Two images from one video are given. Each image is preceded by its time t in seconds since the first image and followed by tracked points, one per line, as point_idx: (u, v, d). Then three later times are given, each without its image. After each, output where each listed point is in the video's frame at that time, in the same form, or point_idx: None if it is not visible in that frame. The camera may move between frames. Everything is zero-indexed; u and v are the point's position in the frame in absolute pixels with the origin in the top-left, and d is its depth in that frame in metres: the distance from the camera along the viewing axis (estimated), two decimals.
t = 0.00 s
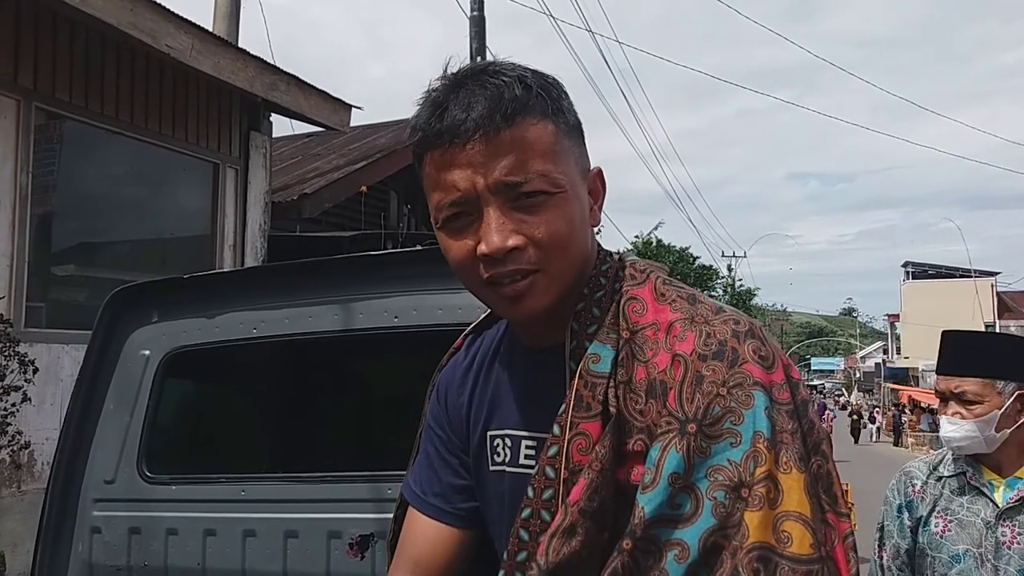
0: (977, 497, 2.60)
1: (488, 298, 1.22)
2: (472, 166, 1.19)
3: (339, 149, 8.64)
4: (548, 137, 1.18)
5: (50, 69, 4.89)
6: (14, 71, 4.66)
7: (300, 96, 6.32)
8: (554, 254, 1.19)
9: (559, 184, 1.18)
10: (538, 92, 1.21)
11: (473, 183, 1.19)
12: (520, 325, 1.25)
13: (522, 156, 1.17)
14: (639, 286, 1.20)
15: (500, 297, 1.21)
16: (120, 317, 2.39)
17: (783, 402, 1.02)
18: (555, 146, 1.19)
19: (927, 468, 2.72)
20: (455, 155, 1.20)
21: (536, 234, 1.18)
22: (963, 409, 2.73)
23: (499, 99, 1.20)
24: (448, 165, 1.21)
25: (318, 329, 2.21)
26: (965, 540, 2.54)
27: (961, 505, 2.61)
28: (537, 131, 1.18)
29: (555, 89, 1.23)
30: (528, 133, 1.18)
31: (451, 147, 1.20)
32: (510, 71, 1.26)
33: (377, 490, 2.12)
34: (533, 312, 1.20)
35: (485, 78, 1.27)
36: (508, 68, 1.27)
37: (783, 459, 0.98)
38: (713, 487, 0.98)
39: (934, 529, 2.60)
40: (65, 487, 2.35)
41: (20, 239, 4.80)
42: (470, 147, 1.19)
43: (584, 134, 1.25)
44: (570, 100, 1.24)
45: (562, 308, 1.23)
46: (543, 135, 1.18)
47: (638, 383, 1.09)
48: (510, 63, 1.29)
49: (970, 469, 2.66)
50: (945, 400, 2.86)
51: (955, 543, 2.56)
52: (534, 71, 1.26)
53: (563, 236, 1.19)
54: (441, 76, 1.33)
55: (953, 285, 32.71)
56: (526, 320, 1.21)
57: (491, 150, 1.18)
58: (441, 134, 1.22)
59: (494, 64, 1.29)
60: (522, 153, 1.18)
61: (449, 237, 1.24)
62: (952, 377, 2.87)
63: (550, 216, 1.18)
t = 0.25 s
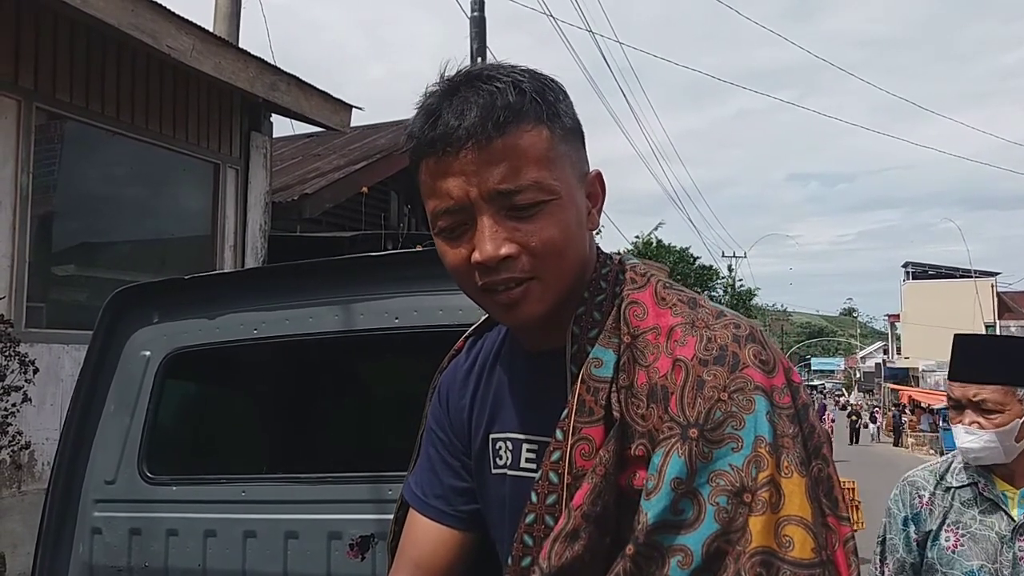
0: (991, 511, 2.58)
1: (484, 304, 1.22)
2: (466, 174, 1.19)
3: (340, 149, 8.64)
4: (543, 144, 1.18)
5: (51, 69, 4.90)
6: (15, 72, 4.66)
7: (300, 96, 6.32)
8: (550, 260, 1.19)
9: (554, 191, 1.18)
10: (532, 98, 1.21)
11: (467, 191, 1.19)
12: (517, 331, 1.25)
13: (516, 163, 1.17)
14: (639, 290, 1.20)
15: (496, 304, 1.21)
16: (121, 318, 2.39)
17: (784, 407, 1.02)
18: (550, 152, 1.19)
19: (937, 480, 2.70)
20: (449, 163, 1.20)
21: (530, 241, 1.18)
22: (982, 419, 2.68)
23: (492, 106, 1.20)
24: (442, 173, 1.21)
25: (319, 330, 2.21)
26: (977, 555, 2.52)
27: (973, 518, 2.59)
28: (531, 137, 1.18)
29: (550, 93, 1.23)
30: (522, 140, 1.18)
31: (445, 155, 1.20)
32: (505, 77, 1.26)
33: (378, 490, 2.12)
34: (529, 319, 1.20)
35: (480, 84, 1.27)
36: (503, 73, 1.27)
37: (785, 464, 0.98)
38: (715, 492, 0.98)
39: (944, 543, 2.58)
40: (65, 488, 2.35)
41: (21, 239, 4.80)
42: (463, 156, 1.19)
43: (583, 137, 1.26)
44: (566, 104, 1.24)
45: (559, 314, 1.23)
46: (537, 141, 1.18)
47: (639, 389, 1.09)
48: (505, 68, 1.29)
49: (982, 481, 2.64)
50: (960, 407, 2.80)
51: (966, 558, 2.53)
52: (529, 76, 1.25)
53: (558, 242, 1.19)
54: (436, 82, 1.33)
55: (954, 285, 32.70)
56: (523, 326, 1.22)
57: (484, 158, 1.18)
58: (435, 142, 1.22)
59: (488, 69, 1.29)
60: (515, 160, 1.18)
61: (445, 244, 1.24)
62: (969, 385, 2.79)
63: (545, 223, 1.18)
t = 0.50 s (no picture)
0: (990, 526, 2.40)
1: (483, 304, 1.22)
2: (464, 174, 1.19)
3: (340, 149, 8.64)
4: (541, 143, 1.18)
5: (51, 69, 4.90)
6: (15, 72, 4.66)
7: (300, 96, 6.32)
8: (548, 259, 1.19)
9: (552, 191, 1.18)
10: (530, 98, 1.21)
11: (465, 191, 1.19)
12: (516, 331, 1.25)
13: (513, 163, 1.18)
14: (639, 291, 1.20)
15: (495, 304, 1.21)
16: (121, 318, 2.39)
17: (784, 407, 1.03)
18: (548, 152, 1.19)
19: (930, 495, 2.49)
20: (447, 163, 1.21)
21: (529, 241, 1.18)
22: (982, 429, 2.52)
23: (490, 107, 1.20)
24: (440, 173, 1.21)
25: (319, 330, 2.21)
26: None
27: (971, 535, 2.40)
28: (530, 136, 1.18)
29: (548, 93, 1.23)
30: (520, 139, 1.18)
31: (443, 155, 1.21)
32: (503, 77, 1.26)
33: (378, 490, 2.12)
34: (528, 319, 1.20)
35: (478, 84, 1.27)
36: (501, 73, 1.27)
37: (784, 464, 0.99)
38: (715, 493, 0.98)
39: (943, 564, 2.39)
40: (65, 488, 2.35)
41: (22, 239, 4.80)
42: (461, 156, 1.19)
43: (583, 137, 1.26)
44: (564, 104, 1.24)
45: (558, 314, 1.23)
46: (536, 141, 1.18)
47: (639, 389, 1.09)
48: (503, 68, 1.29)
49: (981, 494, 2.45)
50: (956, 415, 2.62)
51: None
52: (527, 76, 1.25)
53: (556, 243, 1.19)
54: (434, 83, 1.34)
55: (954, 285, 32.69)
56: (521, 327, 1.22)
57: (482, 158, 1.18)
58: (433, 143, 1.22)
59: (487, 69, 1.30)
60: (513, 160, 1.18)
61: (444, 244, 1.24)
62: (966, 391, 2.61)
63: (544, 222, 1.18)
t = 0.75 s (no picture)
0: (987, 524, 2.20)
1: (488, 301, 1.23)
2: (472, 170, 1.20)
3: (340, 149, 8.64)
4: (548, 140, 1.19)
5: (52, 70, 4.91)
6: (15, 72, 4.66)
7: (301, 96, 6.32)
8: (554, 256, 1.19)
9: (559, 187, 1.19)
10: (537, 96, 1.21)
11: (473, 187, 1.19)
12: (519, 330, 1.25)
13: (522, 159, 1.18)
14: (639, 291, 1.20)
15: (500, 301, 1.21)
16: (122, 319, 2.39)
17: (783, 408, 1.03)
18: (555, 149, 1.19)
19: (920, 493, 2.28)
20: (454, 159, 1.21)
21: (535, 236, 1.18)
22: (962, 420, 2.30)
23: (498, 103, 1.20)
24: (448, 169, 1.22)
25: (320, 330, 2.21)
26: None
27: (967, 535, 2.20)
28: (536, 133, 1.19)
29: (555, 92, 1.24)
30: (528, 136, 1.18)
31: (451, 150, 1.21)
32: (509, 75, 1.27)
33: (379, 491, 2.12)
34: (534, 317, 1.21)
35: (485, 82, 1.27)
36: (507, 72, 1.28)
37: (784, 465, 0.99)
38: (716, 493, 0.99)
39: (940, 569, 2.18)
40: (66, 488, 2.35)
41: (22, 240, 4.80)
42: (469, 151, 1.19)
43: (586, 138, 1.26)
44: (569, 103, 1.25)
45: (562, 311, 1.23)
46: (543, 138, 1.19)
47: (640, 389, 1.10)
48: (509, 67, 1.29)
49: (975, 490, 2.25)
50: (935, 407, 2.40)
51: None
52: (534, 74, 1.26)
53: (563, 239, 1.19)
54: (440, 81, 1.34)
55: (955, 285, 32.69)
56: (527, 325, 1.22)
57: (490, 153, 1.19)
58: (440, 138, 1.22)
59: (493, 68, 1.30)
60: (521, 156, 1.18)
61: (449, 241, 1.24)
62: (943, 381, 2.37)
63: (550, 219, 1.19)
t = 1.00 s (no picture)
0: (1008, 539, 2.19)
1: (487, 300, 1.23)
2: (471, 169, 1.20)
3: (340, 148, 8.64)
4: (548, 140, 1.19)
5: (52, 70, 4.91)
6: (15, 72, 4.67)
7: (301, 96, 6.33)
8: (553, 255, 1.19)
9: (558, 187, 1.19)
10: (537, 96, 1.21)
11: (472, 186, 1.20)
12: (517, 330, 1.25)
13: (521, 159, 1.18)
14: (638, 291, 1.20)
15: (500, 300, 1.21)
16: (122, 318, 2.39)
17: (782, 407, 1.03)
18: (555, 149, 1.19)
19: (938, 506, 2.27)
20: (453, 158, 1.21)
21: (534, 236, 1.18)
22: (1002, 426, 2.31)
23: (498, 103, 1.20)
24: (448, 168, 1.22)
25: (320, 330, 2.22)
26: None
27: (986, 551, 2.18)
28: (536, 133, 1.19)
29: (555, 92, 1.24)
30: (527, 136, 1.18)
31: (451, 149, 1.21)
32: (509, 75, 1.27)
33: (378, 490, 2.12)
34: (533, 317, 1.21)
35: (485, 81, 1.27)
36: (507, 71, 1.28)
37: (783, 465, 0.99)
38: (714, 492, 0.99)
39: None
40: (66, 488, 2.35)
41: (22, 239, 4.80)
42: (469, 150, 1.20)
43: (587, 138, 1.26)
44: (569, 103, 1.25)
45: (561, 311, 1.23)
46: (542, 138, 1.19)
47: (638, 389, 1.10)
48: (509, 67, 1.30)
49: (997, 503, 2.23)
50: (970, 410, 2.38)
51: None
52: (534, 74, 1.26)
53: (562, 239, 1.19)
54: (441, 80, 1.34)
55: (955, 285, 32.69)
56: (525, 324, 1.22)
57: (490, 153, 1.19)
58: (440, 137, 1.22)
59: (494, 67, 1.30)
60: (521, 155, 1.18)
61: (447, 239, 1.25)
62: (982, 383, 2.34)
63: (549, 218, 1.19)
